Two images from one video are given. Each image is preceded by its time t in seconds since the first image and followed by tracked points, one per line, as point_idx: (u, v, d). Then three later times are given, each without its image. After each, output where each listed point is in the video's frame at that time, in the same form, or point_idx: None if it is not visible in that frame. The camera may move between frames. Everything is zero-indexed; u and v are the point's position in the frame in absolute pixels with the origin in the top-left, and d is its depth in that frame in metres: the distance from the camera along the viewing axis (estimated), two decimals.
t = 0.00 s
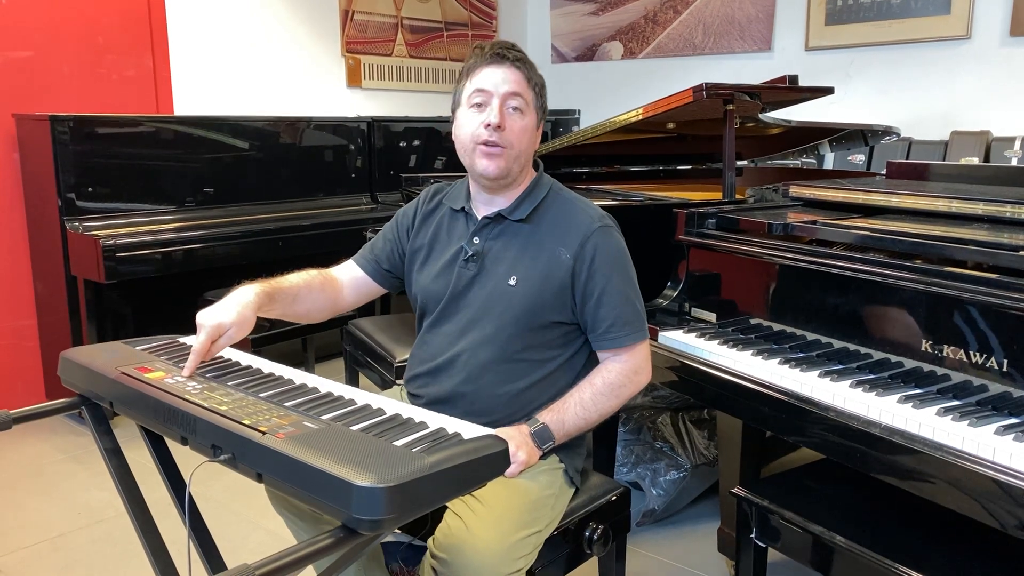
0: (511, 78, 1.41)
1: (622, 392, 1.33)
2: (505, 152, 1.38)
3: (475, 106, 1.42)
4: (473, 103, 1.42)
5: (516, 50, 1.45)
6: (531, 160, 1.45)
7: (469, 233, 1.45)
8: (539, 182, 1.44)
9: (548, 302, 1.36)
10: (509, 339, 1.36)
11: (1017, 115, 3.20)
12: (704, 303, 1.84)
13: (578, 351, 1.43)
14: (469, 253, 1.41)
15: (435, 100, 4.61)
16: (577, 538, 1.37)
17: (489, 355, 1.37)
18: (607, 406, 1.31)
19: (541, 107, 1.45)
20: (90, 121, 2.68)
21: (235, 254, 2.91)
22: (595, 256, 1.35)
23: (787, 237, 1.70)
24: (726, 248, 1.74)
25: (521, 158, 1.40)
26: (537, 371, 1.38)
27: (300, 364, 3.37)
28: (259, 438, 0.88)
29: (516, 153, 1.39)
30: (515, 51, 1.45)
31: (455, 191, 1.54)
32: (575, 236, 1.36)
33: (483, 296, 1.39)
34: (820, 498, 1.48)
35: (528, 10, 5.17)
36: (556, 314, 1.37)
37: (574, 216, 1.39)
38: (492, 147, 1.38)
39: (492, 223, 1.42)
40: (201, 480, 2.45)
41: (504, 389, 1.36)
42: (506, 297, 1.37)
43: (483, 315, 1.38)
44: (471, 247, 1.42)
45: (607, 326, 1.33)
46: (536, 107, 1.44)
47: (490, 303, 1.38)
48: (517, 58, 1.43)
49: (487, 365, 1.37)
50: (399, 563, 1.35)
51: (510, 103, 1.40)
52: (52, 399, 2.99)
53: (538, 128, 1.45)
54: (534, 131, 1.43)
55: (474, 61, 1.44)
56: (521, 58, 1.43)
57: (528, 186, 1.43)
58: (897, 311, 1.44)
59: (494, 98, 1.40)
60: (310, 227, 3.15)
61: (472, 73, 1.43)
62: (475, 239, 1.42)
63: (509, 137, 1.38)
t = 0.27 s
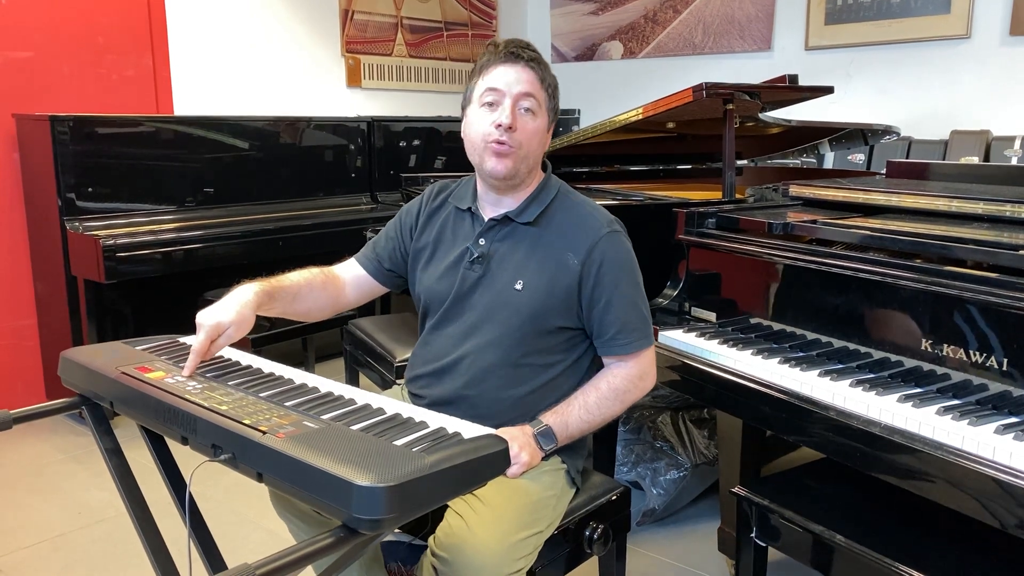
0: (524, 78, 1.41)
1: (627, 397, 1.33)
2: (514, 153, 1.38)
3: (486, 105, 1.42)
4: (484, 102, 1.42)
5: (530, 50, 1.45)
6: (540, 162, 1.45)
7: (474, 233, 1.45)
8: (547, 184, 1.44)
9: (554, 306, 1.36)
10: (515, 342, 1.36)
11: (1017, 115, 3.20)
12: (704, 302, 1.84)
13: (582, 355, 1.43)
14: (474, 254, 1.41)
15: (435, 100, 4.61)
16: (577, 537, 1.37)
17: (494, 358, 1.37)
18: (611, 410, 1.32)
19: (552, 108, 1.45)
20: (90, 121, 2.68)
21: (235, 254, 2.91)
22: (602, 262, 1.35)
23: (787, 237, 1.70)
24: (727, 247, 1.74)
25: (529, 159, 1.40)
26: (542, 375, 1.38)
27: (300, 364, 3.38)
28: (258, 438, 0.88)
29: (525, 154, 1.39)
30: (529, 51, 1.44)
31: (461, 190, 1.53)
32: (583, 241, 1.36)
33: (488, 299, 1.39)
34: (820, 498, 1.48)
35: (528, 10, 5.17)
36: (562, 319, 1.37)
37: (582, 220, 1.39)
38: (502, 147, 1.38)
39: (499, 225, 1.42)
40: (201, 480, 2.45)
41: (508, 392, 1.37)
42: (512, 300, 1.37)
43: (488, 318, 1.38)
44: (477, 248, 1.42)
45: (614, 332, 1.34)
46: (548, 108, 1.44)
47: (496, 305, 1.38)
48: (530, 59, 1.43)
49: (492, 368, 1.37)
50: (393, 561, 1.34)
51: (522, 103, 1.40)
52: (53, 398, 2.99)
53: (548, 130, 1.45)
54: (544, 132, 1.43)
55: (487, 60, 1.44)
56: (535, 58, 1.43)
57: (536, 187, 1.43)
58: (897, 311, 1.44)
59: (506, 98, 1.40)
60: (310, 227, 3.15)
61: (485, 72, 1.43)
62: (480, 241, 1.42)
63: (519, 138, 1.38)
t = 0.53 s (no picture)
0: (526, 80, 1.40)
1: (635, 395, 1.33)
2: (518, 156, 1.38)
3: (489, 108, 1.41)
4: (487, 104, 1.42)
5: (532, 51, 1.44)
6: (544, 163, 1.45)
7: (480, 233, 1.45)
8: (553, 185, 1.43)
9: (562, 307, 1.36)
10: (522, 343, 1.36)
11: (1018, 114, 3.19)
12: (705, 301, 1.84)
13: (589, 355, 1.43)
14: (481, 255, 1.41)
15: (436, 99, 4.61)
16: (579, 536, 1.37)
17: (502, 359, 1.37)
18: (619, 408, 1.32)
19: (555, 109, 1.45)
20: (91, 120, 2.68)
21: (236, 253, 2.91)
22: (610, 263, 1.35)
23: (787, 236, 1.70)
24: (727, 246, 1.74)
25: (533, 161, 1.40)
26: (549, 375, 1.38)
27: (301, 363, 3.38)
28: (259, 438, 0.88)
29: (528, 157, 1.39)
30: (530, 52, 1.44)
31: (467, 189, 1.53)
32: (590, 242, 1.36)
33: (495, 299, 1.39)
34: (822, 497, 1.48)
35: (529, 8, 5.17)
36: (569, 319, 1.37)
37: (589, 220, 1.39)
38: (505, 151, 1.38)
39: (505, 225, 1.42)
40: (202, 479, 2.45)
41: (516, 393, 1.37)
42: (519, 301, 1.37)
43: (495, 319, 1.38)
44: (483, 248, 1.42)
45: (622, 333, 1.34)
46: (550, 109, 1.44)
47: (503, 306, 1.38)
48: (532, 60, 1.42)
49: (499, 369, 1.37)
50: (390, 560, 1.35)
51: (524, 106, 1.40)
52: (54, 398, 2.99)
53: (552, 131, 1.45)
54: (548, 134, 1.43)
55: (488, 62, 1.44)
56: (536, 59, 1.43)
57: (542, 189, 1.43)
58: (899, 310, 1.44)
59: (509, 101, 1.40)
60: (311, 226, 3.15)
61: (487, 74, 1.43)
62: (487, 241, 1.42)
63: (522, 141, 1.38)
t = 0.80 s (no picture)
0: (530, 75, 1.41)
1: (641, 394, 1.34)
2: (524, 150, 1.38)
3: (494, 104, 1.42)
4: (492, 100, 1.43)
5: (536, 47, 1.45)
6: (551, 158, 1.45)
7: (489, 231, 1.45)
8: (562, 181, 1.44)
9: (572, 302, 1.36)
10: (533, 339, 1.36)
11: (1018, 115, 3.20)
12: (705, 301, 1.84)
13: (596, 352, 1.44)
14: (491, 252, 1.41)
15: (436, 99, 4.61)
16: (579, 537, 1.36)
17: (513, 354, 1.37)
18: (626, 406, 1.33)
19: (561, 104, 1.45)
20: (91, 120, 2.68)
21: (236, 253, 2.91)
22: (620, 258, 1.36)
23: (787, 236, 1.71)
24: (727, 247, 1.74)
25: (539, 156, 1.40)
26: (559, 372, 1.39)
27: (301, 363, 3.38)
28: (260, 438, 0.88)
29: (534, 151, 1.39)
30: (535, 48, 1.44)
31: (473, 187, 1.53)
32: (600, 238, 1.37)
33: (506, 296, 1.39)
34: (822, 497, 1.48)
35: (529, 8, 5.17)
36: (579, 315, 1.38)
37: (598, 217, 1.40)
38: (510, 145, 1.38)
39: (515, 222, 1.42)
40: (202, 479, 2.45)
41: (526, 389, 1.37)
42: (531, 297, 1.37)
43: (506, 315, 1.38)
44: (493, 245, 1.41)
45: (631, 328, 1.35)
46: (556, 104, 1.44)
47: (513, 302, 1.38)
48: (536, 55, 1.43)
49: (510, 365, 1.37)
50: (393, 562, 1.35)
51: (529, 100, 1.40)
52: (53, 398, 2.99)
53: (558, 126, 1.44)
54: (554, 128, 1.42)
55: (493, 58, 1.44)
56: (541, 55, 1.43)
57: (550, 185, 1.43)
58: (898, 310, 1.44)
59: (514, 96, 1.40)
60: (311, 226, 3.15)
61: (492, 71, 1.44)
62: (496, 238, 1.42)
63: (528, 135, 1.38)
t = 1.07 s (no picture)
0: (529, 73, 1.41)
1: (641, 387, 1.34)
2: (522, 146, 1.38)
3: (493, 101, 1.42)
4: (491, 97, 1.43)
5: (535, 46, 1.45)
6: (549, 156, 1.44)
7: (489, 228, 1.45)
8: (559, 181, 1.43)
9: (571, 299, 1.36)
10: (532, 336, 1.37)
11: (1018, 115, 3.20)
12: (705, 301, 1.84)
13: (595, 348, 1.44)
14: (490, 249, 1.41)
15: (436, 98, 4.61)
16: (578, 536, 1.36)
17: (512, 351, 1.37)
18: (625, 398, 1.33)
19: (559, 102, 1.45)
20: (90, 120, 2.68)
21: (236, 252, 2.91)
22: (619, 255, 1.35)
23: (786, 235, 1.71)
24: (727, 246, 1.74)
25: (537, 152, 1.40)
26: (558, 368, 1.39)
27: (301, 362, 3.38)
28: (260, 436, 0.88)
29: (533, 147, 1.39)
30: (533, 47, 1.45)
31: (474, 185, 1.53)
32: (598, 235, 1.37)
33: (505, 292, 1.39)
34: (822, 496, 1.48)
35: (529, 7, 5.17)
36: (577, 312, 1.38)
37: (597, 214, 1.39)
38: (508, 140, 1.38)
39: (514, 219, 1.41)
40: (202, 478, 2.44)
41: (525, 386, 1.37)
42: (530, 293, 1.37)
43: (506, 312, 1.38)
44: (493, 243, 1.41)
45: (625, 325, 1.34)
46: (554, 102, 1.44)
47: (513, 299, 1.38)
48: (534, 54, 1.44)
49: (509, 361, 1.37)
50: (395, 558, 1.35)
51: (528, 97, 1.40)
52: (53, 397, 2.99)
53: (556, 124, 1.45)
54: (552, 125, 1.42)
55: (492, 57, 1.45)
56: (539, 54, 1.44)
57: (549, 183, 1.43)
58: (897, 310, 1.44)
59: (512, 93, 1.41)
60: (310, 226, 3.15)
61: (491, 69, 1.45)
62: (496, 236, 1.42)
63: (526, 131, 1.38)
